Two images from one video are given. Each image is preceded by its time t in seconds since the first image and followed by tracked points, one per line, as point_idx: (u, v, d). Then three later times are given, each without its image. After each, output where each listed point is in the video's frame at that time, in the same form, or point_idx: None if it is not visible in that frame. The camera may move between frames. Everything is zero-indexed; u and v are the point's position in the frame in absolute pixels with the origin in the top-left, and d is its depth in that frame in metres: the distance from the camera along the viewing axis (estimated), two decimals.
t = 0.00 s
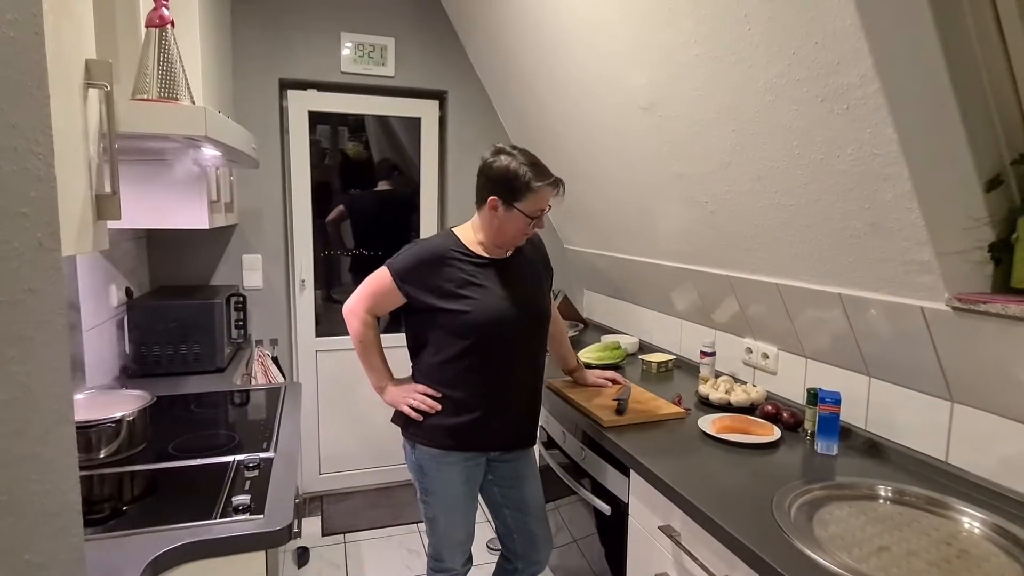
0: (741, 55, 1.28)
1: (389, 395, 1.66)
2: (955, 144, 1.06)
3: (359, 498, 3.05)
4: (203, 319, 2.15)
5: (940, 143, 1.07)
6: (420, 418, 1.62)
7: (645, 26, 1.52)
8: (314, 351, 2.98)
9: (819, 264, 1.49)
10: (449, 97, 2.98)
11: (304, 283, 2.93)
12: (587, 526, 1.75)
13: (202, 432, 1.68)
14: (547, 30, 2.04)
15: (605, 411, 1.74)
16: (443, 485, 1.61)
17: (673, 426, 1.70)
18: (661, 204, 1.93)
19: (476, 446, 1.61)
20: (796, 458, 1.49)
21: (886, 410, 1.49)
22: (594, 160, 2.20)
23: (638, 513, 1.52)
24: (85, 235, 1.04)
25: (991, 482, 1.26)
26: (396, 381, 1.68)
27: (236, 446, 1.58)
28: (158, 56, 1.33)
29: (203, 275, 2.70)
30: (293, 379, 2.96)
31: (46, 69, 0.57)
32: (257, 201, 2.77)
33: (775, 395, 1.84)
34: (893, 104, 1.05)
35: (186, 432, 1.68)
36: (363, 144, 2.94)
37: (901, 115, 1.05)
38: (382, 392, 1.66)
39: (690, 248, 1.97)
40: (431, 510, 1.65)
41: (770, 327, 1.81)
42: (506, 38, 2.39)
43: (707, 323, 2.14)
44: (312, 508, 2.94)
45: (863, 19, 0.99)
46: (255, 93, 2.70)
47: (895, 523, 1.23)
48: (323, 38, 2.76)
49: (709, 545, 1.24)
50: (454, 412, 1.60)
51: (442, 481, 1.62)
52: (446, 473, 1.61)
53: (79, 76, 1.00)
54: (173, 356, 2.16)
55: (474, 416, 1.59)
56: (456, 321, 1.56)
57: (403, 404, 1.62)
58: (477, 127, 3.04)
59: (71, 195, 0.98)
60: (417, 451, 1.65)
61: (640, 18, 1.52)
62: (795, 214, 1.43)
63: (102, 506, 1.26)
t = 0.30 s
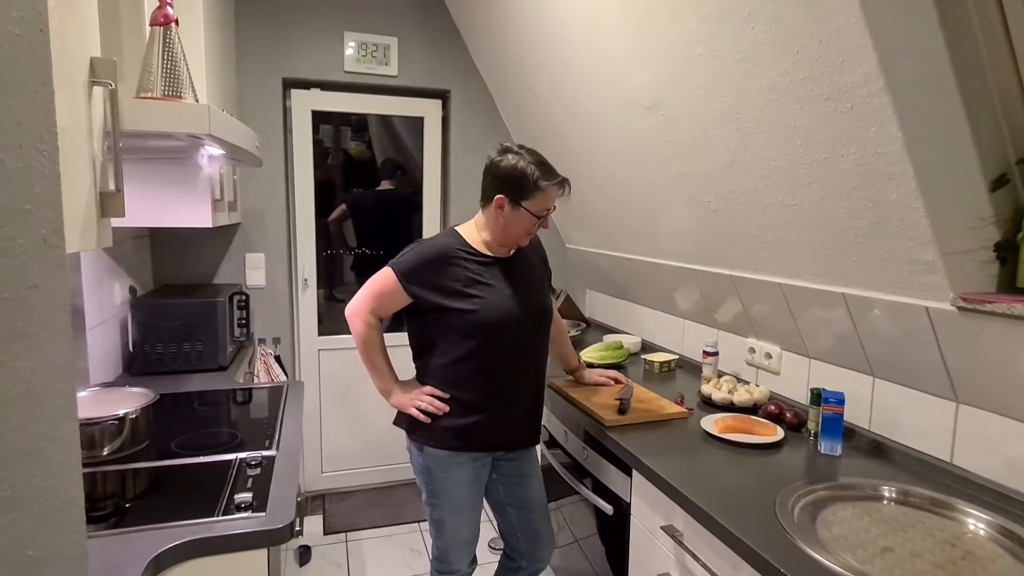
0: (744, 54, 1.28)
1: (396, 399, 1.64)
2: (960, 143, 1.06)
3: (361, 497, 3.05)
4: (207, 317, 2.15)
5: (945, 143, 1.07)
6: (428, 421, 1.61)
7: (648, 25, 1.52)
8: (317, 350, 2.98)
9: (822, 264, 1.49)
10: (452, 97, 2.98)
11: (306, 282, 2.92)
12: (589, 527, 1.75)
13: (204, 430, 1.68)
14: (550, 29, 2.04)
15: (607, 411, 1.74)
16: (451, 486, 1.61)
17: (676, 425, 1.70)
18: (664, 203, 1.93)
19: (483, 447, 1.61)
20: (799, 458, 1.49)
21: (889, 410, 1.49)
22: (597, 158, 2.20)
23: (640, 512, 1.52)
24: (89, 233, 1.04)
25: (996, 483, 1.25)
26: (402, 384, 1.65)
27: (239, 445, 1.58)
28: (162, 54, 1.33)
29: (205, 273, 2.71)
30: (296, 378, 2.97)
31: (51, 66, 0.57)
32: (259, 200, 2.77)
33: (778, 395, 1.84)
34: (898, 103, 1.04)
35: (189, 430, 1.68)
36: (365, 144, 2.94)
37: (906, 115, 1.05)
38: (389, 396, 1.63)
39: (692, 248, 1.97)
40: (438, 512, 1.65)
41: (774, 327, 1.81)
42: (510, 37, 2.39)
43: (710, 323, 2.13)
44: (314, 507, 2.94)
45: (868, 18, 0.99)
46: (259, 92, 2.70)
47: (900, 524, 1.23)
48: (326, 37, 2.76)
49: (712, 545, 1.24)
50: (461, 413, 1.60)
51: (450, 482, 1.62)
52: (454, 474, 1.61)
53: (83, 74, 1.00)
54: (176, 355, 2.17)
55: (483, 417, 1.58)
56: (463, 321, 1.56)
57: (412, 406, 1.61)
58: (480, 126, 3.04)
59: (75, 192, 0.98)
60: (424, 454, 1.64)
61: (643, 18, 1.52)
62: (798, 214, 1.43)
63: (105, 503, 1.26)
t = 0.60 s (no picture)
0: (749, 50, 1.27)
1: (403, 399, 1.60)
2: (967, 141, 1.05)
3: (363, 495, 3.05)
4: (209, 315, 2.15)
5: (952, 141, 1.06)
6: (435, 422, 1.60)
7: (652, 23, 1.51)
8: (319, 348, 2.98)
9: (826, 263, 1.48)
10: (454, 94, 2.97)
11: (308, 280, 2.91)
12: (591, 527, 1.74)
13: (206, 428, 1.68)
14: (553, 26, 2.03)
15: (609, 411, 1.74)
16: (457, 487, 1.60)
17: (678, 425, 1.69)
18: (668, 201, 1.92)
19: (487, 447, 1.61)
20: (802, 458, 1.48)
21: (894, 410, 1.48)
22: (600, 156, 2.19)
23: (642, 512, 1.51)
24: (90, 229, 1.03)
25: (1001, 484, 1.25)
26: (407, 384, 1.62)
27: (240, 443, 1.58)
28: (163, 50, 1.32)
29: (208, 271, 2.71)
30: (298, 376, 2.97)
31: (53, 60, 0.56)
32: (261, 198, 2.77)
33: (781, 394, 1.83)
34: (904, 100, 1.04)
35: (190, 427, 1.68)
36: (367, 142, 2.94)
37: (911, 113, 1.04)
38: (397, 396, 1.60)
39: (695, 247, 1.96)
40: (444, 513, 1.64)
41: (777, 326, 1.80)
42: (512, 35, 2.38)
43: (712, 322, 2.13)
44: (316, 505, 2.94)
45: (874, 14, 0.98)
46: (261, 90, 2.70)
47: (904, 524, 1.22)
48: (328, 35, 2.76)
49: (714, 545, 1.24)
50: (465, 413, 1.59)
51: (457, 483, 1.61)
52: (461, 475, 1.61)
53: (85, 70, 1.00)
54: (178, 352, 2.17)
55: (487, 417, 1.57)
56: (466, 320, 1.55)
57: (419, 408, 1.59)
58: (482, 124, 3.03)
59: (77, 188, 0.98)
60: (429, 455, 1.63)
61: (646, 15, 1.51)
62: (803, 212, 1.42)
63: (107, 500, 1.26)
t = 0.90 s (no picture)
0: (753, 51, 1.27)
1: (410, 402, 1.57)
2: (974, 142, 1.04)
3: (365, 496, 3.05)
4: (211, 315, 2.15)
5: (958, 142, 1.05)
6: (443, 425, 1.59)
7: (656, 24, 1.51)
8: (321, 349, 2.98)
9: (831, 264, 1.47)
10: (457, 95, 2.97)
11: (311, 281, 2.92)
12: (592, 526, 1.74)
13: (208, 428, 1.68)
14: (556, 26, 2.03)
15: (611, 412, 1.73)
16: (463, 489, 1.60)
17: (681, 427, 1.69)
18: (671, 202, 1.91)
19: (492, 448, 1.61)
20: (806, 460, 1.47)
21: (898, 412, 1.47)
22: (602, 156, 2.18)
23: (645, 513, 1.51)
24: (92, 229, 1.03)
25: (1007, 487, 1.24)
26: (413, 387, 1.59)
27: (242, 444, 1.58)
28: (165, 51, 1.32)
29: (210, 271, 2.71)
30: (300, 376, 2.97)
31: (54, 59, 0.56)
32: (264, 198, 2.77)
33: (784, 395, 1.83)
34: (910, 101, 1.03)
35: (193, 428, 1.68)
36: (370, 143, 2.94)
37: (917, 113, 1.03)
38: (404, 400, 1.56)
39: (698, 247, 1.96)
40: (450, 515, 1.64)
41: (781, 328, 1.79)
42: (515, 36, 2.38)
43: (715, 323, 2.12)
44: (318, 506, 2.94)
45: (880, 14, 0.98)
46: (263, 90, 2.70)
47: (909, 528, 1.22)
48: (330, 35, 2.75)
49: (718, 548, 1.23)
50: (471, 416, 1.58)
51: (463, 485, 1.60)
52: (467, 478, 1.60)
53: (87, 70, 0.99)
54: (180, 353, 2.17)
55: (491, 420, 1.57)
56: (471, 322, 1.54)
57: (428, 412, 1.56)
58: (485, 125, 3.03)
59: (79, 189, 0.97)
60: (436, 457, 1.63)
61: (650, 15, 1.51)
62: (807, 213, 1.42)
63: (109, 501, 1.26)
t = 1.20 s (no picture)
0: (757, 48, 1.26)
1: (450, 400, 1.45)
2: (979, 140, 1.03)
3: (366, 495, 3.05)
4: (212, 314, 2.15)
5: (963, 139, 1.04)
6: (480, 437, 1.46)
7: (658, 22, 1.50)
8: (322, 347, 2.98)
9: (834, 263, 1.46)
10: (458, 93, 2.96)
11: (312, 280, 2.92)
12: (592, 525, 1.74)
13: (208, 428, 1.67)
14: (558, 25, 2.02)
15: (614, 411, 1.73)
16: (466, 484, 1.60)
17: (683, 427, 1.68)
18: (673, 201, 1.90)
19: (497, 446, 1.60)
20: (809, 460, 1.46)
21: (902, 411, 1.46)
22: (604, 155, 2.18)
23: (647, 514, 1.50)
24: (91, 227, 1.03)
25: (1011, 487, 1.23)
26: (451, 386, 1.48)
27: (242, 443, 1.57)
28: (165, 48, 1.32)
29: (211, 270, 2.70)
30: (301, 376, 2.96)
31: (52, 54, 0.55)
32: (265, 197, 2.76)
33: (787, 395, 1.82)
34: (915, 97, 1.02)
35: (193, 427, 1.67)
36: (371, 142, 2.94)
37: (922, 111, 1.03)
38: (444, 397, 1.44)
39: (700, 246, 1.95)
40: (452, 512, 1.64)
41: (783, 327, 1.79)
42: (517, 34, 2.37)
43: (718, 322, 2.11)
44: (319, 505, 2.94)
45: (885, 10, 0.97)
46: (264, 89, 2.69)
47: (913, 528, 1.21)
48: (331, 33, 2.75)
49: (721, 548, 1.22)
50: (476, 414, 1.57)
51: (466, 482, 1.60)
52: (470, 474, 1.60)
53: (87, 67, 0.99)
54: (180, 352, 2.16)
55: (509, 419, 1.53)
56: (478, 318, 1.54)
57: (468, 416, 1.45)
58: (486, 123, 3.02)
59: (78, 186, 0.97)
60: (439, 453, 1.62)
61: (652, 13, 1.50)
62: (810, 211, 1.41)
63: (109, 500, 1.25)
